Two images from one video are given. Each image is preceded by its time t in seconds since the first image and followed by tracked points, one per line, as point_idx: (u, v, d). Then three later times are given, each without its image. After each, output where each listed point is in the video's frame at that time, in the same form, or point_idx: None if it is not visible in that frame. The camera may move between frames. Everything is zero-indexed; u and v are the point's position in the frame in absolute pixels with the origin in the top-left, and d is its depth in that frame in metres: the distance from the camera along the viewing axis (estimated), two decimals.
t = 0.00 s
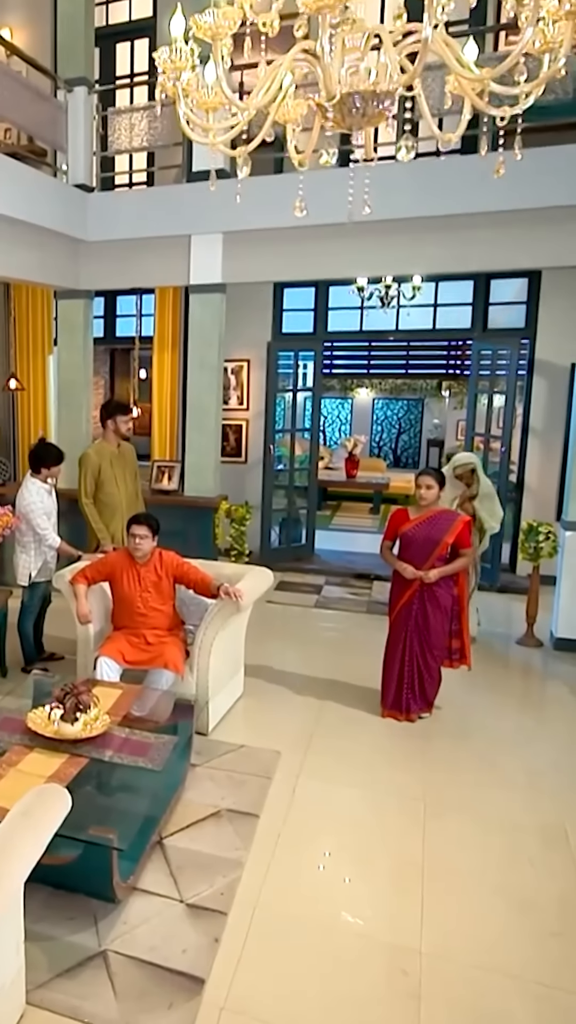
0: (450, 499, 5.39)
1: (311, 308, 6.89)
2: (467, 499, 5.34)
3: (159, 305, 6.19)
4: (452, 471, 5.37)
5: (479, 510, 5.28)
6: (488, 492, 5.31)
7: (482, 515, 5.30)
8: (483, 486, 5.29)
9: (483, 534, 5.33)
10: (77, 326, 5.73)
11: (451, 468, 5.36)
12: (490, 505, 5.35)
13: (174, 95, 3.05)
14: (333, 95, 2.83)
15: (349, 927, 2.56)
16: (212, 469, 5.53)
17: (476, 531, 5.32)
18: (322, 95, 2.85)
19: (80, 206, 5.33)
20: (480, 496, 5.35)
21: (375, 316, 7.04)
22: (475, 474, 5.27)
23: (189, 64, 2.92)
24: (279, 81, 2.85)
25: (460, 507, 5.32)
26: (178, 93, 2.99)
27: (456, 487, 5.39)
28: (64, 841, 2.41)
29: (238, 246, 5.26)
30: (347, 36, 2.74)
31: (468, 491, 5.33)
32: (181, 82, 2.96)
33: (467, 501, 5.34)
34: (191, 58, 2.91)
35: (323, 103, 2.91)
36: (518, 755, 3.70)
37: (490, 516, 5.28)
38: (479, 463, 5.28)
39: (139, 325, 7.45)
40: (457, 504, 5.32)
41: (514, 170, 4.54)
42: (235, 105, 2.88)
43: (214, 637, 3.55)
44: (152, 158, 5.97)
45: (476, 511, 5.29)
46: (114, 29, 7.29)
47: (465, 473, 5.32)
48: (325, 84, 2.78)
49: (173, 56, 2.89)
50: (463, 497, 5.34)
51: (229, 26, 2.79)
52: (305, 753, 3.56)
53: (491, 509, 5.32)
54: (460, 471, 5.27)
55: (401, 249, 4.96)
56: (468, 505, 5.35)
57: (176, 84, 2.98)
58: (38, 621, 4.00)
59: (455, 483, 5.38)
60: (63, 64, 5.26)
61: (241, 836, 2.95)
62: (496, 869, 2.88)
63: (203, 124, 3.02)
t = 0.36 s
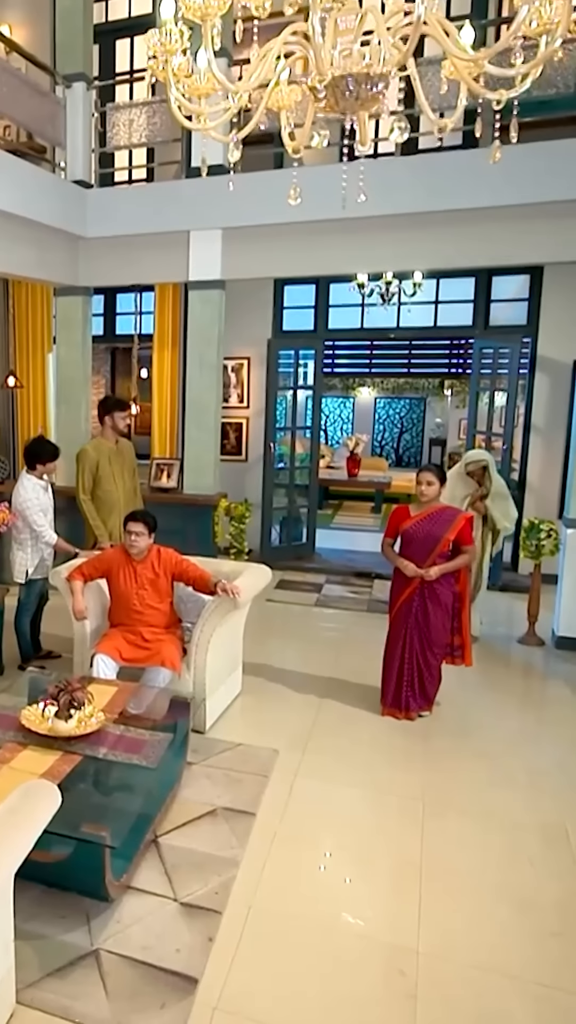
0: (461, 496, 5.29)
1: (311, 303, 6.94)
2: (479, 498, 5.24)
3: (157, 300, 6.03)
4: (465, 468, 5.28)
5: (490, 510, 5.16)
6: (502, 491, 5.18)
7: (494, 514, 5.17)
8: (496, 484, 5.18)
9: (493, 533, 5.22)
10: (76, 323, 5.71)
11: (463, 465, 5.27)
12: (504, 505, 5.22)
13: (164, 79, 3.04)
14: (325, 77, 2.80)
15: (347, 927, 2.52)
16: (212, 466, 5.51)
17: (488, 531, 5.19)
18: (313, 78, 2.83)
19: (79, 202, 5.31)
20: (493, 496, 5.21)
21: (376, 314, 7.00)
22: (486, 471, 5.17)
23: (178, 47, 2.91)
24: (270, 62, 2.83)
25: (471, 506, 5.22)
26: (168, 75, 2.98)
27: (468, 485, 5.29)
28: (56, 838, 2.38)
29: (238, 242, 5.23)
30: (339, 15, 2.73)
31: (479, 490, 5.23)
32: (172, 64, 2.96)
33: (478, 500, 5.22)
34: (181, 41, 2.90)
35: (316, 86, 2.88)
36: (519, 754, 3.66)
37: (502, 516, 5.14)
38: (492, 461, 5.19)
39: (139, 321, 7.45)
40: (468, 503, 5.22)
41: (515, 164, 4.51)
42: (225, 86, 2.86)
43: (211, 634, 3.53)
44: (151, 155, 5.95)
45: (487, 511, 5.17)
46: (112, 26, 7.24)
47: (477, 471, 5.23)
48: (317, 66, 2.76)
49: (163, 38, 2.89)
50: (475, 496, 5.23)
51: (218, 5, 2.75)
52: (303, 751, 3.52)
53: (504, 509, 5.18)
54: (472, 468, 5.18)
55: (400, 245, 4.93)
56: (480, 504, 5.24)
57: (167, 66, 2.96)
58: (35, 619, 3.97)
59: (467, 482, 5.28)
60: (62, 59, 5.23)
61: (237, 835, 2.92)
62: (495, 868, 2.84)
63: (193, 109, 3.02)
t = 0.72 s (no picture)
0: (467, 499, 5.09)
1: (312, 302, 6.80)
2: (484, 499, 5.04)
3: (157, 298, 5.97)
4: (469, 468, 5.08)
5: (496, 511, 4.98)
6: (507, 492, 4.99)
7: (500, 515, 4.99)
8: (501, 485, 4.98)
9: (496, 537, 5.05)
10: (74, 320, 5.69)
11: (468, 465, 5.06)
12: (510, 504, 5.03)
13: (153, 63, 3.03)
14: (317, 59, 2.77)
15: (343, 927, 2.49)
16: (211, 464, 5.50)
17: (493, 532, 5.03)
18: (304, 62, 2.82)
19: (78, 198, 5.29)
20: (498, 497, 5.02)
21: (377, 312, 6.97)
22: (492, 473, 4.97)
23: (166, 30, 2.90)
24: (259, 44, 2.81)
25: (476, 507, 5.02)
26: (158, 60, 2.97)
27: (473, 486, 5.08)
28: (47, 835, 2.35)
29: (237, 238, 5.21)
30: None
31: (484, 491, 5.03)
32: (161, 49, 2.94)
33: (483, 502, 5.04)
34: (169, 24, 2.90)
35: (306, 69, 2.84)
36: (519, 752, 3.62)
37: (507, 518, 4.97)
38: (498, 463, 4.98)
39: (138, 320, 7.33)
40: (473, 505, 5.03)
41: (516, 159, 4.48)
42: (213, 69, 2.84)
43: (208, 632, 3.48)
44: (151, 151, 5.93)
45: (493, 512, 4.99)
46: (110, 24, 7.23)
47: (483, 472, 5.02)
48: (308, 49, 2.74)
49: (151, 22, 2.88)
50: (480, 497, 5.03)
51: None
52: (301, 749, 3.49)
53: (510, 509, 5.00)
54: (477, 470, 4.98)
55: (400, 241, 4.90)
56: (486, 505, 5.04)
57: (154, 50, 2.95)
58: (32, 617, 3.95)
59: (472, 482, 5.08)
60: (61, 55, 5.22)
61: (232, 833, 2.88)
62: (494, 868, 2.80)
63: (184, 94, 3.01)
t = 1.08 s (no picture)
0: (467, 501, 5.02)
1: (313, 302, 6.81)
2: (484, 503, 4.99)
3: (158, 298, 5.96)
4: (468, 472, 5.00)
5: (499, 514, 4.95)
6: (508, 493, 4.97)
7: (501, 517, 4.97)
8: (503, 487, 4.95)
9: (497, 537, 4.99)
10: (74, 319, 5.68)
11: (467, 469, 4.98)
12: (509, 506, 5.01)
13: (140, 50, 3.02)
14: (308, 44, 2.76)
15: (341, 927, 2.46)
16: (212, 464, 5.48)
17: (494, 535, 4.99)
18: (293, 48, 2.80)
19: (77, 197, 5.28)
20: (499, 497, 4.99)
21: (379, 311, 6.93)
22: (493, 476, 4.92)
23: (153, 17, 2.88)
24: (248, 31, 2.80)
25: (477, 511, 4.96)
26: (147, 47, 2.96)
27: (473, 489, 5.02)
28: (39, 833, 2.32)
29: (237, 236, 5.20)
30: None
31: (485, 495, 4.97)
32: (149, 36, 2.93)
33: (484, 503, 4.98)
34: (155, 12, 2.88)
35: (296, 55, 2.83)
36: (520, 752, 3.58)
37: (509, 519, 4.95)
38: (498, 466, 4.94)
39: (139, 321, 7.33)
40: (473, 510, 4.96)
41: (517, 155, 4.46)
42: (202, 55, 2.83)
43: (205, 631, 3.44)
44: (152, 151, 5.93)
45: (495, 515, 4.96)
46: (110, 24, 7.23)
47: (483, 476, 4.95)
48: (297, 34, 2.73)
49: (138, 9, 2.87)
50: (481, 501, 4.98)
51: None
52: (299, 749, 3.46)
53: (510, 510, 4.99)
54: (479, 474, 4.90)
55: (400, 239, 4.88)
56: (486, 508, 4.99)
57: (141, 38, 2.93)
58: (30, 616, 3.93)
59: (471, 487, 5.01)
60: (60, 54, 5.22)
61: (228, 832, 2.85)
62: (493, 868, 2.77)
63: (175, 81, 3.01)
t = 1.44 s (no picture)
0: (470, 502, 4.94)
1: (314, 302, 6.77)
2: (487, 502, 4.91)
3: (159, 299, 5.93)
4: (471, 471, 4.95)
5: (500, 513, 4.84)
6: (509, 493, 4.89)
7: (503, 517, 4.86)
8: (504, 487, 4.87)
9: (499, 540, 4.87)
10: (73, 320, 5.67)
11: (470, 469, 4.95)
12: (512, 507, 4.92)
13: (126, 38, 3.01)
14: (294, 31, 2.75)
15: (341, 931, 2.41)
16: (211, 464, 5.45)
17: (496, 537, 4.87)
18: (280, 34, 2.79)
19: (76, 197, 5.27)
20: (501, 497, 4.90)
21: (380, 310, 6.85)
22: (495, 474, 4.84)
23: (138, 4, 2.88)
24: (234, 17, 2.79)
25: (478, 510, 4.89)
26: (133, 36, 2.96)
27: (475, 488, 4.95)
28: (28, 832, 2.29)
29: (236, 236, 5.19)
30: None
31: (488, 493, 4.90)
32: (134, 23, 2.93)
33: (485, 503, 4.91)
34: None
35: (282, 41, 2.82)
36: (519, 752, 3.54)
37: (510, 520, 4.83)
38: (501, 465, 4.89)
39: (139, 323, 7.32)
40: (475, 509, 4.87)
41: (516, 152, 4.44)
42: (188, 41, 2.82)
43: (201, 632, 3.40)
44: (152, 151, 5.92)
45: (497, 515, 4.85)
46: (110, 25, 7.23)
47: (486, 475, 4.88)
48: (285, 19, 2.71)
49: None
50: (483, 500, 4.91)
51: None
52: (296, 750, 3.43)
53: (512, 511, 4.89)
54: (481, 472, 4.84)
55: (399, 238, 4.86)
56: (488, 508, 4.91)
57: (127, 25, 2.93)
58: (26, 617, 3.91)
59: (474, 485, 4.95)
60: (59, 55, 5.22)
61: (222, 833, 2.82)
62: (490, 868, 2.73)
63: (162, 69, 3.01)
